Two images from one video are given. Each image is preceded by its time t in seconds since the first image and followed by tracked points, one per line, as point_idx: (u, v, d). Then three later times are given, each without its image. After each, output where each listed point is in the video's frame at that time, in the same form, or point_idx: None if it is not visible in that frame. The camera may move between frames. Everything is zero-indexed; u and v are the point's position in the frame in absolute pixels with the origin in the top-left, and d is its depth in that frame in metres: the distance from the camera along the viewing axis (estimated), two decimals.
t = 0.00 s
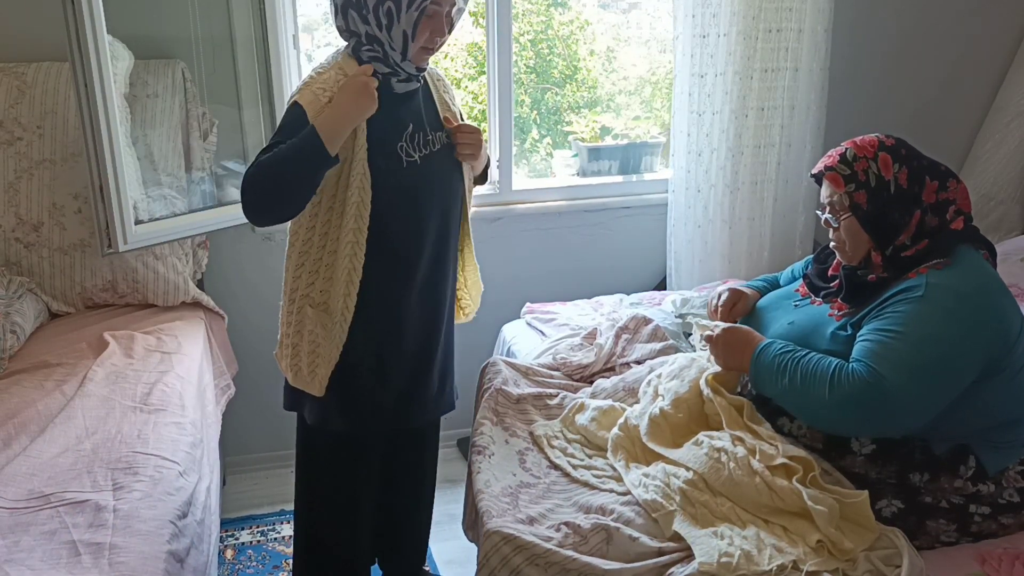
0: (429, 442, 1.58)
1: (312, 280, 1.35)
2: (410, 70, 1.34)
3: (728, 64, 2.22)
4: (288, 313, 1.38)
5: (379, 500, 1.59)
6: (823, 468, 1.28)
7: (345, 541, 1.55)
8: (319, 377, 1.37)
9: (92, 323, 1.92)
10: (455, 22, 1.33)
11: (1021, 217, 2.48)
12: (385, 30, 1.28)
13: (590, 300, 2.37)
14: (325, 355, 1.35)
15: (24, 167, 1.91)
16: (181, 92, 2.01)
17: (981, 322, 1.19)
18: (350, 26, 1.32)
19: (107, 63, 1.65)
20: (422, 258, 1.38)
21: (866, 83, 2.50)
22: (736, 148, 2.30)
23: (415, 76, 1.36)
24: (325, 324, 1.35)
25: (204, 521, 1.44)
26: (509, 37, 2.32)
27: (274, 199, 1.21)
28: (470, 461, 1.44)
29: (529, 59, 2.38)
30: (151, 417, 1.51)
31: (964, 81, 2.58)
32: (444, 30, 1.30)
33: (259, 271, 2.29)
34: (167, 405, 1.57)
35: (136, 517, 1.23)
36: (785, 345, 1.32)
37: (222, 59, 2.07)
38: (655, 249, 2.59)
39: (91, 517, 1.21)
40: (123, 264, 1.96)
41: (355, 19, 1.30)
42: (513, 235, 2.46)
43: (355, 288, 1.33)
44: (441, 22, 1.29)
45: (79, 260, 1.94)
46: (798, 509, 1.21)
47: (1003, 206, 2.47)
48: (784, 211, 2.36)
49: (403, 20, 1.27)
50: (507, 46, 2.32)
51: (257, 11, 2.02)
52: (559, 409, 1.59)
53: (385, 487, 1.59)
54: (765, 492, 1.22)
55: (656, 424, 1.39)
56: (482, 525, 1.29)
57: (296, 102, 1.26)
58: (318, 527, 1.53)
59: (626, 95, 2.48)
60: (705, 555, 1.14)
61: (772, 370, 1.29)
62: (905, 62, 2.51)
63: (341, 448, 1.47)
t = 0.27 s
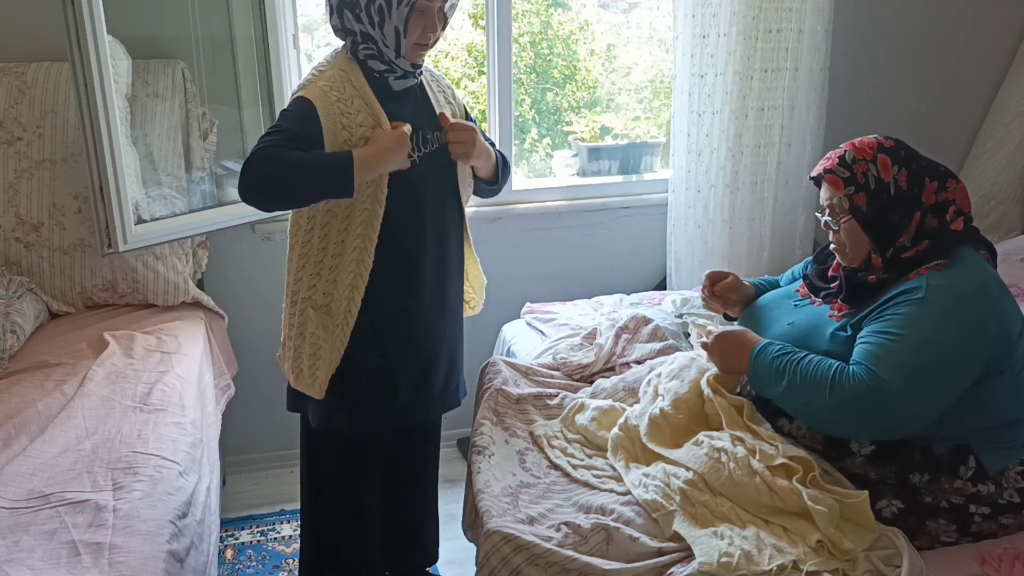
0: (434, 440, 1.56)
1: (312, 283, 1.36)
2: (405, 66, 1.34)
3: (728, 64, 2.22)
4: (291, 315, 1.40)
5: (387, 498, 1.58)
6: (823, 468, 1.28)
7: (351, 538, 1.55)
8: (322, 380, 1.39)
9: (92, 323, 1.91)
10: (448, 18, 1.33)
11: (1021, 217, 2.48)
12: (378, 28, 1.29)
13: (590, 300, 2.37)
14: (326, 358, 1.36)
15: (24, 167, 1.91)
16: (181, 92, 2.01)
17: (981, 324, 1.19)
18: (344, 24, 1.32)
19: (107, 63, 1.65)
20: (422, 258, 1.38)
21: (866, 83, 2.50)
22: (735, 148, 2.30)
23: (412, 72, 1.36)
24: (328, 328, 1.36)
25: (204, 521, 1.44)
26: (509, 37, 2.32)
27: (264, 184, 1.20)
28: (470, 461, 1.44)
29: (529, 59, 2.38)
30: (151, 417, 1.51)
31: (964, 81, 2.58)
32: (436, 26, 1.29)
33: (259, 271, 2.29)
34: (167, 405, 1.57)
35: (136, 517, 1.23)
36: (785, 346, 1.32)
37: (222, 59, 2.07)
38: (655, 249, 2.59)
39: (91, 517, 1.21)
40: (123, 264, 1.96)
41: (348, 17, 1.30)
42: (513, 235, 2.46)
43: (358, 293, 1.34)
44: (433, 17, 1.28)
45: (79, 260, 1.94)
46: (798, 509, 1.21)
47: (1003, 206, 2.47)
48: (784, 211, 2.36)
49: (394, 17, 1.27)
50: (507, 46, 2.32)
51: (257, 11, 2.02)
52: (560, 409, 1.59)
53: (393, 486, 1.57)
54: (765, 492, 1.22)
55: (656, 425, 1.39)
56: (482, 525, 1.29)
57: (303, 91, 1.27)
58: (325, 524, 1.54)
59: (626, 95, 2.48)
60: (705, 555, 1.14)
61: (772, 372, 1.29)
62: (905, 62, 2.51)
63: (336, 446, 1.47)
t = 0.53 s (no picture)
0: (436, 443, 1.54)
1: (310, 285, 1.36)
2: (411, 68, 1.34)
3: (728, 64, 2.22)
4: (289, 317, 1.42)
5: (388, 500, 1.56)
6: (823, 468, 1.28)
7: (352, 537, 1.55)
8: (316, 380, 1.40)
9: (92, 323, 1.92)
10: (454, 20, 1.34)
11: (1021, 217, 2.48)
12: (384, 29, 1.29)
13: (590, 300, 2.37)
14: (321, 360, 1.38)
15: (24, 167, 1.91)
16: (181, 92, 2.01)
17: (981, 325, 1.19)
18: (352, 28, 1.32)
19: (107, 63, 1.65)
20: (423, 257, 1.38)
21: (866, 84, 2.50)
22: (735, 148, 2.30)
23: (417, 75, 1.35)
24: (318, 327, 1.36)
25: (204, 521, 1.44)
26: (509, 37, 2.32)
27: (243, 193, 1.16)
28: (470, 461, 1.44)
29: (529, 60, 2.38)
30: (151, 417, 1.51)
31: (964, 81, 2.58)
32: (441, 26, 1.30)
33: (259, 271, 2.29)
34: (167, 405, 1.57)
35: (136, 517, 1.23)
36: (784, 347, 1.32)
37: (222, 59, 2.07)
38: (655, 249, 2.59)
39: (91, 517, 1.21)
40: (123, 264, 1.96)
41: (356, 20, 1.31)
42: (513, 235, 2.46)
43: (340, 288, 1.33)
44: (439, 18, 1.29)
45: (79, 260, 1.94)
46: (798, 509, 1.21)
47: (1003, 206, 2.47)
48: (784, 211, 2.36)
49: (400, 17, 1.27)
50: (507, 47, 2.32)
51: (257, 11, 2.02)
52: (560, 410, 1.59)
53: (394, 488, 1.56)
54: (765, 492, 1.22)
55: (656, 426, 1.39)
56: (482, 525, 1.29)
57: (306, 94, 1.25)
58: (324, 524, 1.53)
59: (626, 95, 2.48)
60: (705, 556, 1.14)
61: (771, 373, 1.29)
62: (905, 62, 2.51)
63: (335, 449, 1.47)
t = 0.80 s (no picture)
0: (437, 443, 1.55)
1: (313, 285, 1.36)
2: (413, 69, 1.34)
3: (728, 64, 2.22)
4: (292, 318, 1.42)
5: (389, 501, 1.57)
6: (823, 468, 1.28)
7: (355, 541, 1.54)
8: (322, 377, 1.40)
9: (92, 323, 1.92)
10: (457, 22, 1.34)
11: (1021, 217, 2.48)
12: (388, 30, 1.29)
13: (590, 300, 2.37)
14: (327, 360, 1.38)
15: (23, 167, 1.91)
16: (181, 93, 2.01)
17: (981, 323, 1.19)
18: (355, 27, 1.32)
19: (107, 64, 1.65)
20: (424, 257, 1.38)
21: (866, 83, 2.50)
22: (735, 148, 2.30)
23: (419, 76, 1.36)
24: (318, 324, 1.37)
25: (204, 521, 1.44)
26: (509, 37, 2.32)
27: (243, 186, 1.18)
28: (470, 461, 1.44)
29: (529, 60, 2.38)
30: (151, 417, 1.51)
31: (964, 80, 2.58)
32: (445, 29, 1.30)
33: (259, 272, 2.29)
34: (167, 405, 1.57)
35: (136, 517, 1.23)
36: (784, 345, 1.32)
37: (222, 59, 2.07)
38: (655, 249, 2.59)
39: (91, 517, 1.21)
40: (123, 264, 1.96)
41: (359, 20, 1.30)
42: (513, 235, 2.46)
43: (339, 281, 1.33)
44: (444, 22, 1.29)
45: (79, 260, 1.94)
46: (798, 509, 1.21)
47: (1003, 206, 2.47)
48: (783, 211, 2.36)
49: (404, 20, 1.27)
50: (507, 47, 2.32)
51: (257, 11, 2.02)
52: (559, 409, 1.59)
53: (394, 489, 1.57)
54: (765, 492, 1.22)
55: (656, 425, 1.39)
56: (482, 525, 1.29)
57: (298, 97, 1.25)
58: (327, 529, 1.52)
59: (626, 95, 2.48)
60: (705, 555, 1.14)
61: (771, 371, 1.29)
62: (905, 62, 2.51)
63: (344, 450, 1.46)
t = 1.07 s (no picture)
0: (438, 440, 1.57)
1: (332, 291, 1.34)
2: (410, 74, 1.33)
3: (728, 64, 2.22)
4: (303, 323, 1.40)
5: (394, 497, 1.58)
6: (822, 468, 1.28)
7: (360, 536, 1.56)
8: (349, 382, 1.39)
9: (92, 323, 1.91)
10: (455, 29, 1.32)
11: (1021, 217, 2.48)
12: (384, 34, 1.28)
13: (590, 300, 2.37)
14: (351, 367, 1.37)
15: (23, 167, 1.91)
16: (181, 92, 2.01)
17: (981, 320, 1.19)
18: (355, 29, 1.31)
19: (107, 64, 1.65)
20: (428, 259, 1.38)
21: (866, 84, 2.50)
22: (736, 148, 2.30)
23: (417, 79, 1.35)
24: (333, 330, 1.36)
25: (204, 521, 1.44)
26: (509, 37, 2.32)
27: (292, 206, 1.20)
28: (470, 460, 1.44)
29: (529, 60, 2.38)
30: (151, 417, 1.51)
31: (964, 81, 2.58)
32: (442, 38, 1.28)
33: (260, 272, 2.29)
34: (166, 405, 1.57)
35: (135, 517, 1.23)
36: (784, 342, 1.32)
37: (222, 59, 2.07)
38: (655, 249, 2.59)
39: (91, 517, 1.21)
40: (123, 264, 1.96)
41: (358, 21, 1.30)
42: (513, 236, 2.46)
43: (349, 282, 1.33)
44: (440, 30, 1.27)
45: (79, 260, 1.94)
46: (798, 509, 1.21)
47: (1003, 206, 2.47)
48: (783, 211, 2.37)
49: (400, 26, 1.26)
50: (507, 47, 2.32)
51: (257, 11, 2.02)
52: (560, 409, 1.59)
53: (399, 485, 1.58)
54: (765, 492, 1.22)
55: (656, 424, 1.40)
56: (482, 525, 1.29)
57: (304, 108, 1.23)
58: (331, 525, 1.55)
59: (626, 95, 2.48)
60: (705, 556, 1.14)
61: (770, 367, 1.30)
62: (905, 62, 2.51)
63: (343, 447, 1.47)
